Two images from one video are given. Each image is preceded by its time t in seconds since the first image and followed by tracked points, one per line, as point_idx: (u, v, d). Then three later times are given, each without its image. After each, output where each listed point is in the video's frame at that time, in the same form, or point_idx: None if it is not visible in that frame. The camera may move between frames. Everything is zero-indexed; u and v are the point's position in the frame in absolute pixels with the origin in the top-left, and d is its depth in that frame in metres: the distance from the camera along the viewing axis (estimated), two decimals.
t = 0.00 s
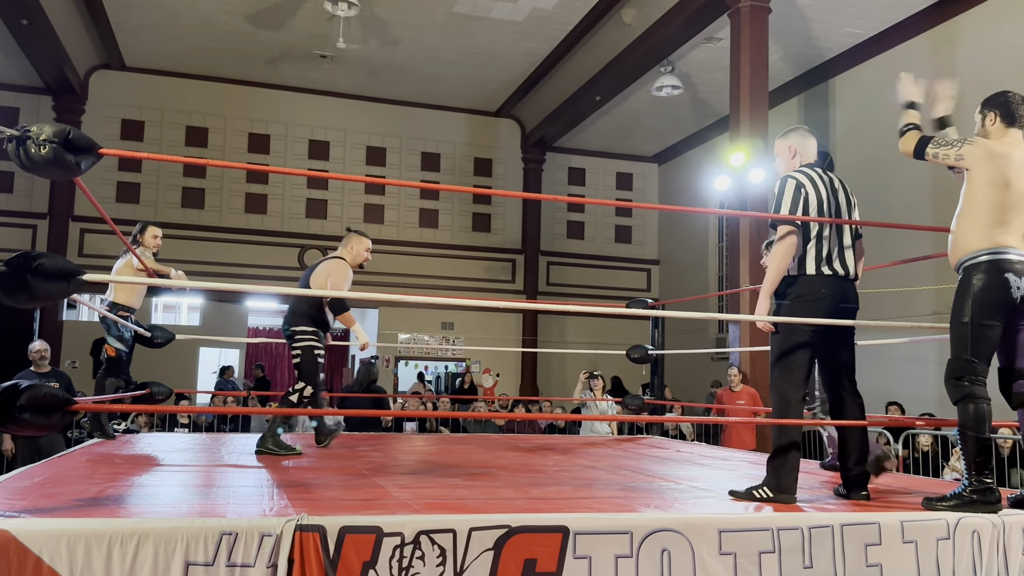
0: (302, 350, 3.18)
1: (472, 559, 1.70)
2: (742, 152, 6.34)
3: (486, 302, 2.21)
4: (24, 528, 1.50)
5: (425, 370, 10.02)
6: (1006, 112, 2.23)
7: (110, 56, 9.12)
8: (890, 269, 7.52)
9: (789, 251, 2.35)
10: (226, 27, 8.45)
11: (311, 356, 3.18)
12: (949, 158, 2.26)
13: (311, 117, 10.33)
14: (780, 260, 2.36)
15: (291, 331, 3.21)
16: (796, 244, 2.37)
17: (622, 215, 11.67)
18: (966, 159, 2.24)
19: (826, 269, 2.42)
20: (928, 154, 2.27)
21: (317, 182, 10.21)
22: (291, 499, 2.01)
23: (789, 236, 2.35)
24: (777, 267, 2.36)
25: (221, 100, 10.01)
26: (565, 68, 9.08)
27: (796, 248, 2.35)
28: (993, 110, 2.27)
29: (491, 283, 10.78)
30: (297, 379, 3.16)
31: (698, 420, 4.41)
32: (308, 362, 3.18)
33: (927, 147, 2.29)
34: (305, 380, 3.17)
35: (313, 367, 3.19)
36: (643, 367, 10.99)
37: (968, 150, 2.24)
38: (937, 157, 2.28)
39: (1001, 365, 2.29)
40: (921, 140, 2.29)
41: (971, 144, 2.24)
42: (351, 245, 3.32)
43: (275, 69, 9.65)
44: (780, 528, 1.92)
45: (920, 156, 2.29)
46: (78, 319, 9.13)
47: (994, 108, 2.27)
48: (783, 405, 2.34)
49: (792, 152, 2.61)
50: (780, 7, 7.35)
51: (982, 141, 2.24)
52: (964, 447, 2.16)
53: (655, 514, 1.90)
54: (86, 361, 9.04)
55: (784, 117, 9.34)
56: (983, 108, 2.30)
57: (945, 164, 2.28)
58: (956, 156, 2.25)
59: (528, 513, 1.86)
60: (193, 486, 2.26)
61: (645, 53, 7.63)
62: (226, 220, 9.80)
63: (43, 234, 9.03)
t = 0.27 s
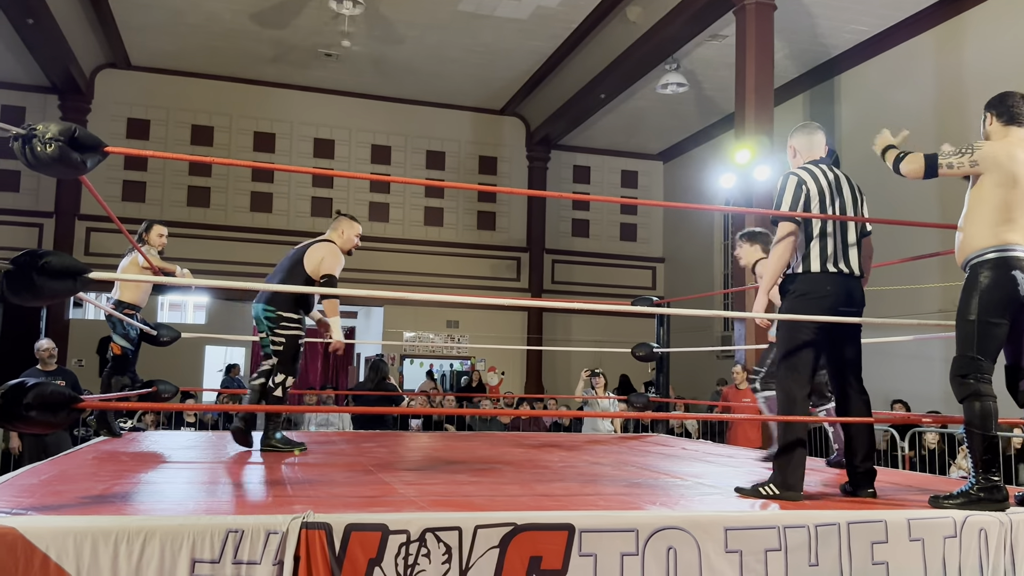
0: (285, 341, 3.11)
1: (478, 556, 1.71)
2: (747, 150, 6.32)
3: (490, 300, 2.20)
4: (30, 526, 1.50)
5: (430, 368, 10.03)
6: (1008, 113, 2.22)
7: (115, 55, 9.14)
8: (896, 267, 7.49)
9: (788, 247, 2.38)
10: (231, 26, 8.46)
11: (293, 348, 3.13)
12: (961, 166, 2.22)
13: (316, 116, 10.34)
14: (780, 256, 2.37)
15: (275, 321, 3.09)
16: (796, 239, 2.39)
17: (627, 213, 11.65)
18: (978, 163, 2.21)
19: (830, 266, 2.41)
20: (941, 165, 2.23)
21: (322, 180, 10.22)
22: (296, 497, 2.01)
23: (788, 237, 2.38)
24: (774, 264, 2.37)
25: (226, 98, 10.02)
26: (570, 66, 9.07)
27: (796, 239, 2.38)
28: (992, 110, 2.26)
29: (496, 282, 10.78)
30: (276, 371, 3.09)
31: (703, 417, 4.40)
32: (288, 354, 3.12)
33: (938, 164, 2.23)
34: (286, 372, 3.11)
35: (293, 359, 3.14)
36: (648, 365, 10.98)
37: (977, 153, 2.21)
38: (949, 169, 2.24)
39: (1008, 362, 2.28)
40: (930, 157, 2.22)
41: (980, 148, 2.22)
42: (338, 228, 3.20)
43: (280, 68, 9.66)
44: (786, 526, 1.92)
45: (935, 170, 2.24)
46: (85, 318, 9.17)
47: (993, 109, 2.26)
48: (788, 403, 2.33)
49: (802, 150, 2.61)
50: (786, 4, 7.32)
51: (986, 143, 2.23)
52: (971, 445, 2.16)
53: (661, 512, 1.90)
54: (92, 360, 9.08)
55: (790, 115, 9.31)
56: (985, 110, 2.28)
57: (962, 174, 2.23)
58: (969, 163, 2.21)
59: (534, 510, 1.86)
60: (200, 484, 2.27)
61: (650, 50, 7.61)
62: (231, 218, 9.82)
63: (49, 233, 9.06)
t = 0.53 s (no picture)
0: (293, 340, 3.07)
1: (486, 555, 1.70)
2: (755, 148, 6.29)
3: (497, 299, 2.20)
4: (40, 524, 1.50)
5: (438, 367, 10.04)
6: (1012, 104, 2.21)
7: (124, 55, 9.18)
8: (905, 264, 7.45)
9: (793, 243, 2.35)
10: (239, 26, 8.49)
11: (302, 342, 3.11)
12: (963, 156, 2.24)
13: (323, 115, 10.36)
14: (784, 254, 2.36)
15: (275, 325, 3.01)
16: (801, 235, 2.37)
17: (635, 212, 11.63)
18: (978, 152, 2.22)
19: (837, 264, 2.40)
20: (942, 154, 2.27)
21: (330, 179, 10.25)
22: (304, 495, 2.02)
23: (793, 239, 2.36)
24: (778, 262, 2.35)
25: (234, 98, 10.05)
26: (577, 64, 9.05)
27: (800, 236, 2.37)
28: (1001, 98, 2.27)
29: (503, 280, 10.77)
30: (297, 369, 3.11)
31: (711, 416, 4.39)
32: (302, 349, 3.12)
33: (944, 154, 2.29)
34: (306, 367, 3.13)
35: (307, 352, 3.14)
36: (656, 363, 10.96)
37: (978, 144, 2.23)
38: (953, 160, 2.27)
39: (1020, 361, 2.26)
40: (935, 145, 2.31)
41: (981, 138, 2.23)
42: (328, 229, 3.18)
43: (288, 67, 9.68)
44: (795, 525, 1.91)
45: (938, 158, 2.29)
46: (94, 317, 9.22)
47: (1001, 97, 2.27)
48: (796, 401, 2.32)
49: (813, 145, 2.58)
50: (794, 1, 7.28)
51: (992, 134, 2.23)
52: (982, 443, 2.15)
53: (669, 511, 1.89)
54: (102, 359, 9.12)
55: (798, 113, 9.26)
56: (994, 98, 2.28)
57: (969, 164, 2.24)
58: (969, 152, 2.23)
59: (542, 509, 1.85)
60: (208, 483, 2.28)
61: (658, 48, 7.59)
62: (240, 218, 9.85)
63: (58, 233, 9.11)
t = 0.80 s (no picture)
0: (298, 327, 2.89)
1: (500, 556, 1.70)
2: (769, 146, 6.25)
3: (510, 299, 2.20)
4: (57, 524, 1.51)
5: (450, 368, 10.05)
6: (1018, 110, 2.23)
7: (138, 57, 9.25)
8: (920, 263, 7.38)
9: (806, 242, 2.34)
10: (251, 28, 8.53)
11: (310, 332, 2.91)
12: (985, 168, 2.20)
13: (335, 116, 10.39)
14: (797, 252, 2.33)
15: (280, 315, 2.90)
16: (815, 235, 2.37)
17: (646, 211, 11.60)
18: (998, 157, 2.20)
19: (849, 264, 2.37)
20: (963, 171, 2.22)
21: (342, 180, 10.28)
22: (319, 495, 2.02)
23: (805, 239, 2.36)
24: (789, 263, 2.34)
25: (246, 100, 10.10)
26: (588, 63, 9.03)
27: (814, 236, 2.36)
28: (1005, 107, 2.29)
29: (514, 281, 10.77)
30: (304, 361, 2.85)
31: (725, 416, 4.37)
32: (309, 337, 2.89)
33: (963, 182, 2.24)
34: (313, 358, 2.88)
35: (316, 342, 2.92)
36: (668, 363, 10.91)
37: (994, 152, 2.21)
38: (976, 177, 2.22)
39: None
40: (952, 174, 2.23)
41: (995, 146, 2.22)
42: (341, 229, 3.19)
43: (300, 69, 9.72)
44: (810, 526, 1.89)
45: (960, 178, 2.22)
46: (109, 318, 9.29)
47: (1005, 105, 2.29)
48: (812, 401, 2.30)
49: (823, 143, 2.56)
50: None
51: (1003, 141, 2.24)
52: (1000, 443, 2.12)
53: (683, 511, 1.88)
54: (116, 360, 9.20)
55: (811, 112, 9.20)
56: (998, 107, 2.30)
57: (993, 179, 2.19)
58: (989, 162, 2.20)
59: (556, 510, 1.85)
60: (223, 483, 2.29)
61: (670, 47, 7.56)
62: (252, 219, 9.90)
63: (73, 234, 9.19)
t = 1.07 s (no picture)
0: (338, 335, 2.68)
1: (515, 558, 1.69)
2: (783, 146, 6.21)
3: (522, 301, 2.19)
4: (75, 524, 1.52)
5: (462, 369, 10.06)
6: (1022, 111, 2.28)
7: (152, 61, 9.32)
8: (935, 263, 7.31)
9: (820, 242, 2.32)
10: (264, 31, 8.57)
11: (349, 337, 2.70)
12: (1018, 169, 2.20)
13: (348, 119, 10.43)
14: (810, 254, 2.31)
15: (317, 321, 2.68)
16: (830, 236, 2.34)
17: (659, 212, 11.56)
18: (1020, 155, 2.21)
19: (862, 265, 2.35)
20: (1000, 176, 2.19)
21: (354, 182, 10.31)
22: (334, 496, 2.02)
23: (818, 242, 2.33)
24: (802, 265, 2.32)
25: (259, 103, 10.16)
26: (600, 64, 9.01)
27: (827, 237, 2.33)
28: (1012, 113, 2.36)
29: (527, 282, 10.76)
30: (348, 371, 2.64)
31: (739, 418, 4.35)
32: (349, 345, 2.68)
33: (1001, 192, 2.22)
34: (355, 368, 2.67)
35: (357, 348, 2.71)
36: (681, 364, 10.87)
37: (1013, 152, 2.23)
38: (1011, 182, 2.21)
39: None
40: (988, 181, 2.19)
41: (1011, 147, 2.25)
42: (383, 230, 2.90)
43: (313, 71, 9.76)
44: (827, 528, 1.87)
45: (1001, 183, 2.18)
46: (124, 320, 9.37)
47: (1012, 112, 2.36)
48: (828, 403, 2.27)
49: (834, 143, 2.54)
50: None
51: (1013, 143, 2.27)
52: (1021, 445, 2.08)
53: (699, 513, 1.86)
54: (131, 361, 9.27)
55: (825, 111, 9.14)
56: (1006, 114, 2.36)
57: None
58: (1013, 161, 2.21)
59: (571, 511, 1.84)
60: (237, 484, 2.29)
61: (682, 46, 7.53)
62: (266, 221, 9.95)
63: (89, 237, 9.27)
